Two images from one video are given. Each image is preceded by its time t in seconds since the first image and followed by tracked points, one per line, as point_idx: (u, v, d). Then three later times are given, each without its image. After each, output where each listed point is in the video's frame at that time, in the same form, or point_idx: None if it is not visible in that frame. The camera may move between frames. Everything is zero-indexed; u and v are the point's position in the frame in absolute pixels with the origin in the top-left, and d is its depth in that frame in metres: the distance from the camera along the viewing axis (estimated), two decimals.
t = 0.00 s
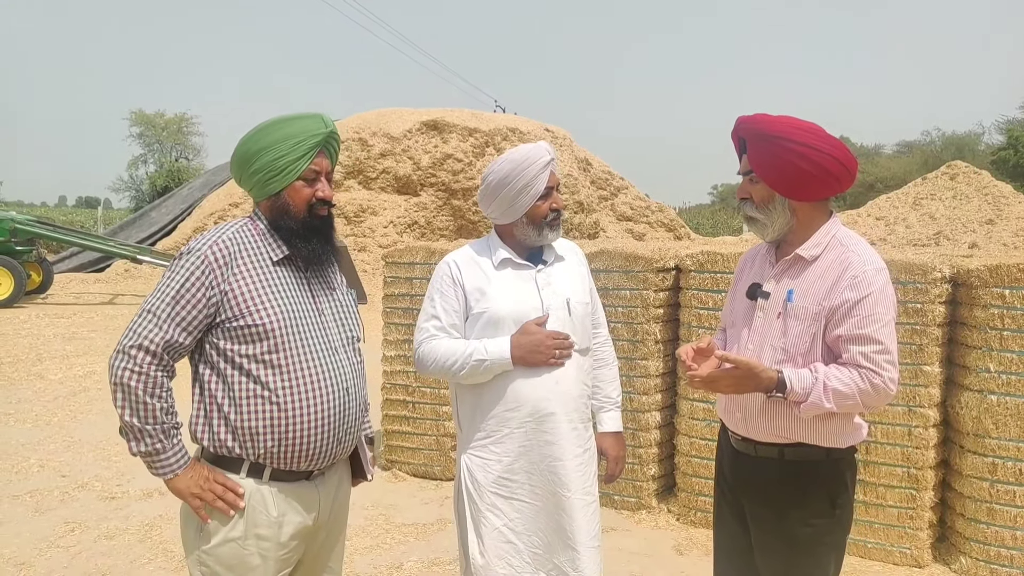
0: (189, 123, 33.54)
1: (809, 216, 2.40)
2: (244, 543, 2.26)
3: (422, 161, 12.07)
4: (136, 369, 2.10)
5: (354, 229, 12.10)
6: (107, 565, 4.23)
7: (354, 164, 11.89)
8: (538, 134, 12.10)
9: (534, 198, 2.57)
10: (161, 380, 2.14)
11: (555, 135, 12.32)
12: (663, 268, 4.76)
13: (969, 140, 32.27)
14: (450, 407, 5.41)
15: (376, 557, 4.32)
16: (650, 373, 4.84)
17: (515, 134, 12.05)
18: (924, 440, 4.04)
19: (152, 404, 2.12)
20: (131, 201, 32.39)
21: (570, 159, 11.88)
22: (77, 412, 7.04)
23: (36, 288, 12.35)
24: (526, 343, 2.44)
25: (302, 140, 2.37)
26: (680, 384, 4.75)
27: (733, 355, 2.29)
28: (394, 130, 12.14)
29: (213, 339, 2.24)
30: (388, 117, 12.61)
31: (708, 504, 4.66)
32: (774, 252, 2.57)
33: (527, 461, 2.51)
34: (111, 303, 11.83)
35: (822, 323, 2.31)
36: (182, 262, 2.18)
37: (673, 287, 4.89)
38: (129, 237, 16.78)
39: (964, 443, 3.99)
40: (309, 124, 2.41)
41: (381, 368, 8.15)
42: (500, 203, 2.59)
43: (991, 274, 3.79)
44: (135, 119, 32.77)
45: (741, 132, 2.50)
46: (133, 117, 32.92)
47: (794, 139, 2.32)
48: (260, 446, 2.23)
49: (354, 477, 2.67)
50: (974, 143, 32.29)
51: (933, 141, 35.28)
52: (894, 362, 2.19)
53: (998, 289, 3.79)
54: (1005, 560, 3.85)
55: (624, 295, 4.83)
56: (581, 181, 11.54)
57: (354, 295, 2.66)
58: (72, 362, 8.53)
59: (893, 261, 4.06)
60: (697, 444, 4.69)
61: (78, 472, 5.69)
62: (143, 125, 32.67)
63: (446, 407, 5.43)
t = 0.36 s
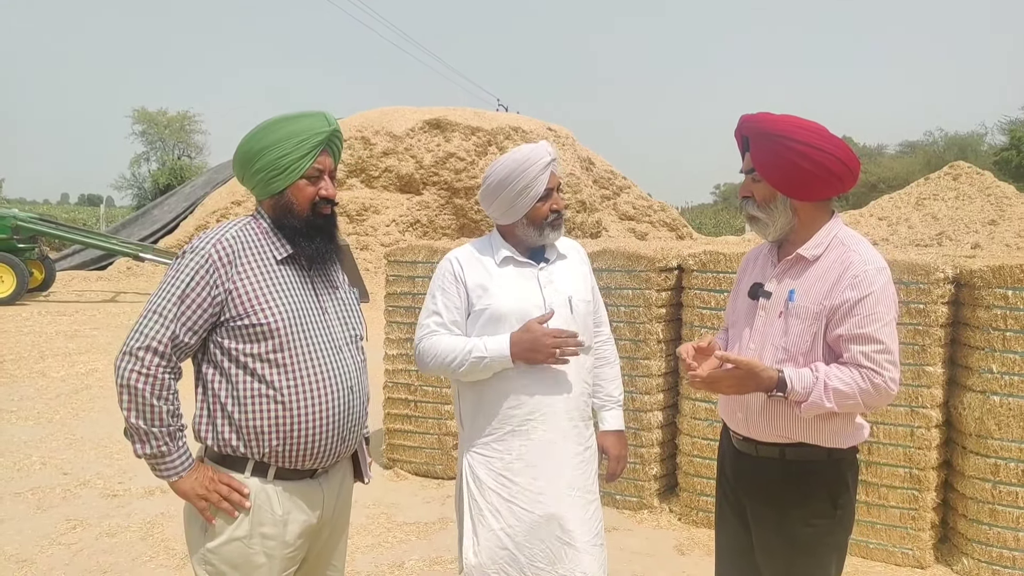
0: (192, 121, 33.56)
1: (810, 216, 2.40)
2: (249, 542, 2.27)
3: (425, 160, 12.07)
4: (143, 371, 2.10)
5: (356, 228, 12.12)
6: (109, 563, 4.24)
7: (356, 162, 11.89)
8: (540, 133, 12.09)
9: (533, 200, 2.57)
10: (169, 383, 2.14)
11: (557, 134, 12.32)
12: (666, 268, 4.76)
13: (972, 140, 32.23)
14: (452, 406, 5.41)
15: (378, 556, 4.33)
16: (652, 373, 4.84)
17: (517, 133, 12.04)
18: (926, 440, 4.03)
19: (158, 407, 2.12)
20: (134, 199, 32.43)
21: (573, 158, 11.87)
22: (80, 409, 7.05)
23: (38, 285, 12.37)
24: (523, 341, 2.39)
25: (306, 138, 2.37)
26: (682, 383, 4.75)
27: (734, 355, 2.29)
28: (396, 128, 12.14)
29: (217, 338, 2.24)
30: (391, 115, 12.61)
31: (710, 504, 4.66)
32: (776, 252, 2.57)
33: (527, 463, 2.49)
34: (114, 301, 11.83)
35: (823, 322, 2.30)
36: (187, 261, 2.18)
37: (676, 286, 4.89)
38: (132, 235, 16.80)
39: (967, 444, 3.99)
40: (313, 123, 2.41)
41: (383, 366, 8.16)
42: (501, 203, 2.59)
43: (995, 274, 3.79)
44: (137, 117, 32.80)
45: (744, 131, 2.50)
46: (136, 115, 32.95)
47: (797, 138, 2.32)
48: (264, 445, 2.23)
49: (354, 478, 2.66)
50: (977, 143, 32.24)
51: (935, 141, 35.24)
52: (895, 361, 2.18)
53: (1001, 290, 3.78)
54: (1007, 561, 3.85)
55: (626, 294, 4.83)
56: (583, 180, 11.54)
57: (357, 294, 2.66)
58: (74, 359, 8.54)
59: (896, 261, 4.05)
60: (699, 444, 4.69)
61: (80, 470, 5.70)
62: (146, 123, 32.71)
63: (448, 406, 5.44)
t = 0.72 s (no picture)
0: (195, 121, 33.62)
1: (813, 218, 2.40)
2: (252, 543, 2.27)
3: (428, 160, 12.08)
4: (146, 372, 2.10)
5: (359, 228, 12.13)
6: (111, 563, 4.24)
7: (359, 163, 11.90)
8: (543, 134, 12.09)
9: (529, 204, 2.56)
10: (173, 384, 2.15)
11: (560, 135, 12.32)
12: (668, 269, 4.75)
13: (976, 141, 32.17)
14: (454, 407, 5.41)
15: (380, 556, 4.33)
16: (654, 374, 4.83)
17: (520, 134, 12.04)
18: (929, 442, 4.02)
19: (162, 409, 2.12)
20: (138, 199, 32.51)
21: (576, 159, 11.87)
22: (83, 409, 7.06)
23: (42, 285, 12.40)
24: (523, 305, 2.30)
25: (308, 138, 2.37)
26: (685, 384, 4.74)
27: (737, 357, 2.28)
28: (399, 129, 12.14)
29: (220, 339, 2.24)
30: (394, 116, 12.61)
31: (713, 505, 4.65)
32: (779, 253, 2.57)
33: (529, 464, 2.49)
34: (117, 301, 11.86)
35: (826, 324, 2.30)
36: (190, 262, 2.19)
37: (679, 288, 4.88)
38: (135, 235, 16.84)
39: (970, 446, 3.98)
40: (315, 123, 2.42)
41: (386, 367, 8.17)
42: (498, 204, 2.59)
43: (998, 276, 3.78)
44: (141, 117, 32.86)
45: (747, 133, 2.50)
46: (140, 115, 33.03)
47: (800, 139, 2.32)
48: (268, 445, 2.23)
49: (357, 478, 2.66)
50: (982, 144, 32.18)
51: (939, 142, 35.18)
52: (899, 363, 2.18)
53: (1005, 292, 3.77)
54: (1011, 563, 3.85)
55: (629, 295, 4.83)
56: (586, 181, 11.55)
57: (360, 294, 2.66)
58: (77, 359, 8.56)
59: (900, 262, 4.04)
60: (702, 445, 4.69)
61: (83, 470, 5.71)
62: (149, 123, 32.78)
63: (450, 407, 5.44)
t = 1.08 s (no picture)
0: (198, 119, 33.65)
1: (817, 216, 2.40)
2: (253, 538, 2.27)
3: (430, 158, 12.08)
4: (148, 368, 2.11)
5: (361, 226, 12.15)
6: (113, 558, 4.25)
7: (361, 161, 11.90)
8: (545, 132, 12.08)
9: (537, 191, 2.57)
10: (174, 380, 2.15)
11: (563, 133, 12.32)
12: (670, 268, 4.75)
13: (979, 142, 32.13)
14: (455, 405, 5.42)
15: (381, 553, 4.33)
16: (656, 373, 4.83)
17: (522, 132, 12.03)
18: (930, 441, 4.02)
19: (163, 405, 2.13)
20: (140, 196, 32.55)
21: (578, 157, 11.86)
22: (84, 405, 7.07)
23: (44, 282, 12.42)
24: (547, 348, 2.37)
25: (312, 136, 2.37)
26: (686, 383, 4.75)
27: (741, 356, 2.28)
28: (401, 127, 12.14)
29: (222, 336, 2.24)
30: (396, 114, 12.61)
31: (713, 504, 4.65)
32: (782, 252, 2.56)
33: (534, 462, 2.50)
34: (119, 298, 11.88)
35: (830, 323, 2.30)
36: (193, 258, 2.19)
37: (681, 286, 4.88)
38: (137, 233, 16.86)
39: (971, 445, 3.97)
40: (319, 120, 2.42)
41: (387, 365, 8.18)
42: (503, 198, 2.60)
43: (1001, 275, 3.78)
44: (143, 114, 32.89)
45: (751, 131, 2.49)
46: (143, 112, 33.06)
47: (804, 137, 2.31)
48: (269, 442, 2.24)
49: (358, 475, 2.66)
50: (984, 145, 32.14)
51: (942, 142, 35.13)
52: (902, 362, 2.18)
53: (1007, 292, 3.77)
54: (1011, 563, 3.85)
55: (630, 294, 4.83)
56: (589, 180, 11.55)
57: (362, 292, 2.66)
58: (79, 355, 8.57)
59: (902, 262, 4.04)
60: (703, 444, 4.69)
61: (85, 466, 5.72)
62: (152, 120, 32.80)
63: (452, 404, 5.44)
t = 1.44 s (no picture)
0: (198, 117, 33.63)
1: (818, 212, 2.40)
2: (256, 537, 2.28)
3: (430, 156, 12.08)
4: (148, 367, 2.11)
5: (361, 224, 12.15)
6: (114, 557, 4.26)
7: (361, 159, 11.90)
8: (545, 129, 12.08)
9: (539, 191, 2.57)
10: (175, 379, 2.16)
11: (563, 131, 12.31)
12: (671, 265, 4.75)
13: (979, 138, 32.12)
14: (456, 403, 5.43)
15: (382, 551, 4.34)
16: (657, 370, 4.83)
17: (522, 130, 12.03)
18: (931, 437, 4.03)
19: (164, 404, 2.13)
20: (140, 194, 32.55)
21: (578, 155, 11.86)
22: (85, 404, 7.08)
23: (44, 281, 12.42)
24: (531, 329, 2.40)
25: (311, 133, 2.37)
26: (687, 380, 4.75)
27: (742, 352, 2.29)
28: (401, 125, 12.14)
29: (222, 334, 2.25)
30: (396, 111, 12.61)
31: (715, 501, 4.66)
32: (783, 248, 2.57)
33: (535, 459, 2.50)
34: (119, 297, 11.88)
35: (831, 319, 2.30)
36: (192, 257, 2.19)
37: (681, 283, 4.88)
38: (137, 231, 16.86)
39: (971, 441, 3.98)
40: (317, 117, 2.42)
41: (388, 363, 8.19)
42: (505, 196, 2.60)
43: (1001, 271, 3.78)
44: (143, 113, 32.88)
45: (753, 128, 2.49)
46: (142, 111, 33.04)
47: (805, 134, 2.32)
48: (271, 440, 2.24)
49: (360, 472, 2.67)
50: (984, 141, 32.13)
51: (942, 138, 35.11)
52: (903, 358, 2.19)
53: (1007, 287, 3.77)
54: (1011, 558, 3.86)
55: (631, 291, 4.83)
56: (588, 177, 11.56)
57: (362, 289, 2.67)
58: (80, 355, 8.58)
59: (902, 258, 4.04)
60: (704, 441, 4.69)
61: (86, 465, 5.73)
62: (152, 119, 32.78)
63: (453, 402, 5.45)
